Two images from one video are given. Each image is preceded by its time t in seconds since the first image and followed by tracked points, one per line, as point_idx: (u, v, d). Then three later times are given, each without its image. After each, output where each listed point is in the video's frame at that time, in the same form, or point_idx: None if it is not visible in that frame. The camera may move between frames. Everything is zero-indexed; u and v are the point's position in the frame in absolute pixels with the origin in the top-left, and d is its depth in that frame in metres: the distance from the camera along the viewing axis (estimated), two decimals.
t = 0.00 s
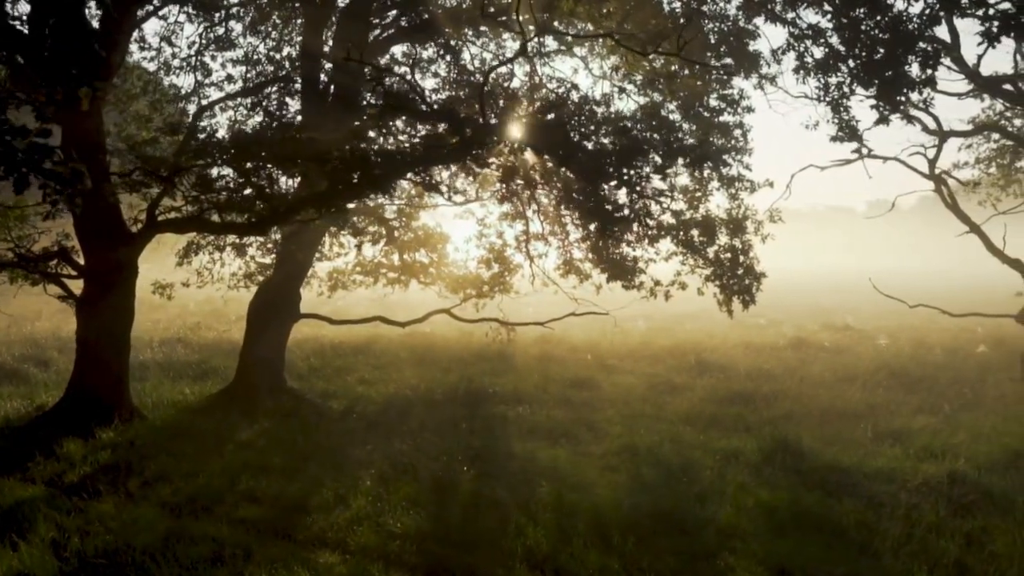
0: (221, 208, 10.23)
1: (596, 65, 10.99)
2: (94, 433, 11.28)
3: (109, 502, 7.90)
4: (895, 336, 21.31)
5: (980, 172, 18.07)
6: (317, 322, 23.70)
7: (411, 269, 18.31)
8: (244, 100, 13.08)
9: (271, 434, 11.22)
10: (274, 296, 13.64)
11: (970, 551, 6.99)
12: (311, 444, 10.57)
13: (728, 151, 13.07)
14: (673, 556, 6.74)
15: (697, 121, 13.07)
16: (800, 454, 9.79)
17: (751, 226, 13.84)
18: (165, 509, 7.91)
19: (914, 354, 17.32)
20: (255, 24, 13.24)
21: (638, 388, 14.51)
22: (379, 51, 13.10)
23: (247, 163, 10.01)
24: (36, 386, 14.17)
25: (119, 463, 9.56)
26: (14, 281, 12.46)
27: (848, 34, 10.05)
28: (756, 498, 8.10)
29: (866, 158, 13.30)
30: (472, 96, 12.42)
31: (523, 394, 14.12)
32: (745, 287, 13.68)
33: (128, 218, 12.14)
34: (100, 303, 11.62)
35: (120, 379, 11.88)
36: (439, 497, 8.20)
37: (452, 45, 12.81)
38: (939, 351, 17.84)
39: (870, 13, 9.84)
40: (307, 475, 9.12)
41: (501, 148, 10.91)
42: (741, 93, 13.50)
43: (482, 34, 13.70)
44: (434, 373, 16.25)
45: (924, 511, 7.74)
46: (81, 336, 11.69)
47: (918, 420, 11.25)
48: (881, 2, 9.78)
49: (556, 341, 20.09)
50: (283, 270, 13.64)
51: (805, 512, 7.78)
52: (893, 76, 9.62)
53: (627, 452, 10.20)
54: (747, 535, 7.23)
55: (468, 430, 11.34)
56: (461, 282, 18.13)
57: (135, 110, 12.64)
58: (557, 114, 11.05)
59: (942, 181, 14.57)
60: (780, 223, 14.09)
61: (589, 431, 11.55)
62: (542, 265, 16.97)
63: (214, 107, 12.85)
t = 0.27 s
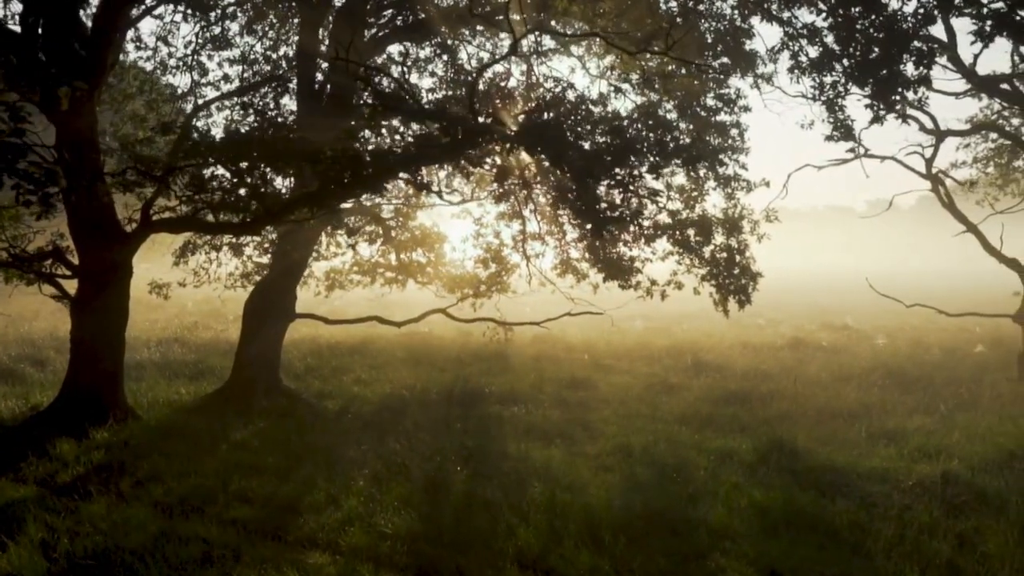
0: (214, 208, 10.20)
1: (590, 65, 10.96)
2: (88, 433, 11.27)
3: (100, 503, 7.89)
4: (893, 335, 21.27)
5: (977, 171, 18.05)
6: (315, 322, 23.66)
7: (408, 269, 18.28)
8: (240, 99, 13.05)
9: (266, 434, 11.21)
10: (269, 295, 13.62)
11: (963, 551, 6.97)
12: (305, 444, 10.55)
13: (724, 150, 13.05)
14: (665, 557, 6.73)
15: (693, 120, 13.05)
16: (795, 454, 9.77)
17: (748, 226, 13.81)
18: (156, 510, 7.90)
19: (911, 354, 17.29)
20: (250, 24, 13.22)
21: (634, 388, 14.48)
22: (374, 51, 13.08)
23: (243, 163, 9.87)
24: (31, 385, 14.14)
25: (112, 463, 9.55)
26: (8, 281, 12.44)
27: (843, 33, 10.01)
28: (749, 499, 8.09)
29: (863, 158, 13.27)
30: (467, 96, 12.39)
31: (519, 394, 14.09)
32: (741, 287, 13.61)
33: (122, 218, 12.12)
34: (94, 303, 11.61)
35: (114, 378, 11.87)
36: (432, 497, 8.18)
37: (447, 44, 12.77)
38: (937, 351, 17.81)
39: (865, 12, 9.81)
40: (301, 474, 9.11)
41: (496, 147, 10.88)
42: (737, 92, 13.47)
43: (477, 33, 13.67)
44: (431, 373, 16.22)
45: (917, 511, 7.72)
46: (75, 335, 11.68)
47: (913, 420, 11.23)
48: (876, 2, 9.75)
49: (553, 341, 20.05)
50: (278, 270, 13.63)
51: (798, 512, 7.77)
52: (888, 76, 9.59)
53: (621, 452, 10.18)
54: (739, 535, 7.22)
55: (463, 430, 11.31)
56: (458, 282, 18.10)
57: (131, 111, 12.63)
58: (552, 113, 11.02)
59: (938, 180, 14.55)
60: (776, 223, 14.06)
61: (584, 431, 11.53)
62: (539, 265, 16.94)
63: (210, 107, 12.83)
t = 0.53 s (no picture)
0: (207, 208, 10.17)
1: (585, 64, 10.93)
2: (82, 433, 11.26)
3: (91, 503, 7.87)
4: (890, 335, 21.23)
5: (975, 171, 18.02)
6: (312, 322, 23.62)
7: (405, 268, 18.25)
8: (235, 98, 13.04)
9: (260, 434, 11.19)
10: (265, 295, 13.61)
11: (956, 552, 6.95)
12: (299, 444, 10.53)
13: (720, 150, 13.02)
14: (656, 557, 6.71)
15: (690, 119, 13.02)
16: (789, 454, 9.76)
17: (744, 226, 13.79)
18: (148, 510, 7.88)
19: (909, 353, 17.25)
20: (246, 23, 13.21)
21: (630, 388, 14.45)
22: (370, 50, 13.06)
23: (237, 163, 9.82)
24: (27, 385, 14.12)
25: (105, 463, 9.53)
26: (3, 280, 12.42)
27: (838, 32, 9.98)
28: (743, 499, 8.07)
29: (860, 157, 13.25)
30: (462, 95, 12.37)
31: (515, 394, 14.06)
32: (737, 287, 13.62)
33: (117, 218, 12.11)
34: (88, 302, 11.59)
35: (108, 378, 11.85)
36: (424, 497, 8.17)
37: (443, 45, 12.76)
38: (935, 351, 17.77)
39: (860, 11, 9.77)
40: (293, 475, 9.10)
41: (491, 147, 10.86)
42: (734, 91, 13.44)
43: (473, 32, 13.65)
44: (427, 373, 16.19)
45: (910, 512, 7.71)
46: (69, 335, 11.65)
47: (909, 420, 11.20)
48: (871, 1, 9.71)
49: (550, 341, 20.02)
50: (274, 270, 13.60)
51: (791, 512, 7.75)
52: (882, 75, 9.56)
53: (615, 452, 10.16)
54: (731, 535, 7.20)
55: (458, 430, 11.29)
56: (455, 281, 18.06)
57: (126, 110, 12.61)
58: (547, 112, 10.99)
59: (935, 180, 14.52)
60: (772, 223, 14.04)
61: (579, 431, 11.50)
62: (536, 264, 16.92)
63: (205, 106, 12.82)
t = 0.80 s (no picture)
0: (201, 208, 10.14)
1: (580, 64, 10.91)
2: (76, 433, 11.25)
3: (83, 503, 7.87)
4: (888, 335, 21.20)
5: (972, 170, 17.99)
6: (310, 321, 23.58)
7: (402, 268, 18.22)
8: (231, 98, 13.02)
9: (255, 434, 11.16)
10: (261, 294, 13.58)
11: (949, 552, 6.93)
12: (294, 444, 10.51)
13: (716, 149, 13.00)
14: (647, 557, 6.70)
15: (686, 118, 13.00)
16: (784, 453, 9.74)
17: (740, 225, 13.77)
18: (140, 509, 7.88)
19: (906, 353, 17.22)
20: (242, 22, 13.18)
21: (627, 388, 14.42)
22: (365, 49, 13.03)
23: (230, 162, 9.80)
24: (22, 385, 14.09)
25: (98, 463, 9.51)
26: None
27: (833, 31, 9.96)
28: (737, 499, 8.05)
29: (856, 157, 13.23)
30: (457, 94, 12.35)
31: (511, 394, 14.03)
32: (733, 286, 13.63)
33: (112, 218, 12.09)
34: (83, 302, 11.56)
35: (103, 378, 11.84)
36: (417, 497, 8.15)
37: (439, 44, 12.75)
38: (932, 351, 17.73)
39: (855, 11, 9.75)
40: (287, 475, 9.08)
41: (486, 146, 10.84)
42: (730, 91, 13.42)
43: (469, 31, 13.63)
44: (424, 373, 16.17)
45: (903, 512, 7.69)
46: (64, 334, 11.63)
47: (904, 420, 11.18)
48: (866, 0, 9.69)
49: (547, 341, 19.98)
50: (270, 270, 13.58)
51: (784, 512, 7.73)
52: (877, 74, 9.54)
53: (610, 452, 10.14)
54: (724, 535, 7.19)
55: (453, 430, 11.26)
56: (452, 281, 18.04)
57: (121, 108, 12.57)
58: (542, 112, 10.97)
59: (932, 179, 14.49)
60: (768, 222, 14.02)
61: (575, 431, 11.47)
62: (533, 264, 16.89)
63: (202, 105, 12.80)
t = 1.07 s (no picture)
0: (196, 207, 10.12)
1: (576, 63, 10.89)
2: (71, 433, 11.23)
3: (75, 502, 7.86)
4: (886, 335, 21.16)
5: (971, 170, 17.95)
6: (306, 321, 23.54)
7: (400, 267, 18.20)
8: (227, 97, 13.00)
9: (249, 433, 11.14)
10: (257, 293, 13.55)
11: (941, 553, 6.92)
12: (288, 444, 10.49)
13: (713, 148, 12.98)
14: (638, 557, 6.69)
15: (683, 118, 12.97)
16: (778, 453, 9.72)
17: (736, 225, 13.75)
18: (132, 509, 7.86)
19: (903, 353, 17.18)
20: (239, 21, 13.17)
21: (622, 387, 14.40)
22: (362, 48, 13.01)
23: (224, 160, 9.77)
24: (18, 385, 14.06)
25: (90, 463, 9.49)
26: None
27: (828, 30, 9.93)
28: (730, 499, 8.02)
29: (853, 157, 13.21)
30: (453, 93, 12.34)
31: (507, 394, 14.00)
32: (729, 286, 13.62)
33: (107, 217, 12.06)
34: (77, 301, 11.54)
35: (97, 377, 11.81)
36: (410, 497, 8.13)
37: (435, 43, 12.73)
38: (929, 351, 17.70)
39: (850, 10, 9.73)
40: (280, 474, 9.06)
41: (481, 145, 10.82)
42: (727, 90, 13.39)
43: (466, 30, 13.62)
44: (420, 372, 16.15)
45: (896, 512, 7.68)
46: (59, 333, 11.61)
47: (899, 420, 11.15)
48: None
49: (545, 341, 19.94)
50: (266, 269, 13.56)
51: (777, 512, 7.71)
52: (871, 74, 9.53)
53: (604, 452, 10.12)
54: (715, 535, 7.18)
55: (448, 429, 11.24)
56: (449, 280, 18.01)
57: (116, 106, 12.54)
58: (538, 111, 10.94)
59: (929, 179, 14.47)
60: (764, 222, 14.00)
61: (569, 431, 11.44)
62: (530, 263, 16.86)
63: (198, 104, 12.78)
